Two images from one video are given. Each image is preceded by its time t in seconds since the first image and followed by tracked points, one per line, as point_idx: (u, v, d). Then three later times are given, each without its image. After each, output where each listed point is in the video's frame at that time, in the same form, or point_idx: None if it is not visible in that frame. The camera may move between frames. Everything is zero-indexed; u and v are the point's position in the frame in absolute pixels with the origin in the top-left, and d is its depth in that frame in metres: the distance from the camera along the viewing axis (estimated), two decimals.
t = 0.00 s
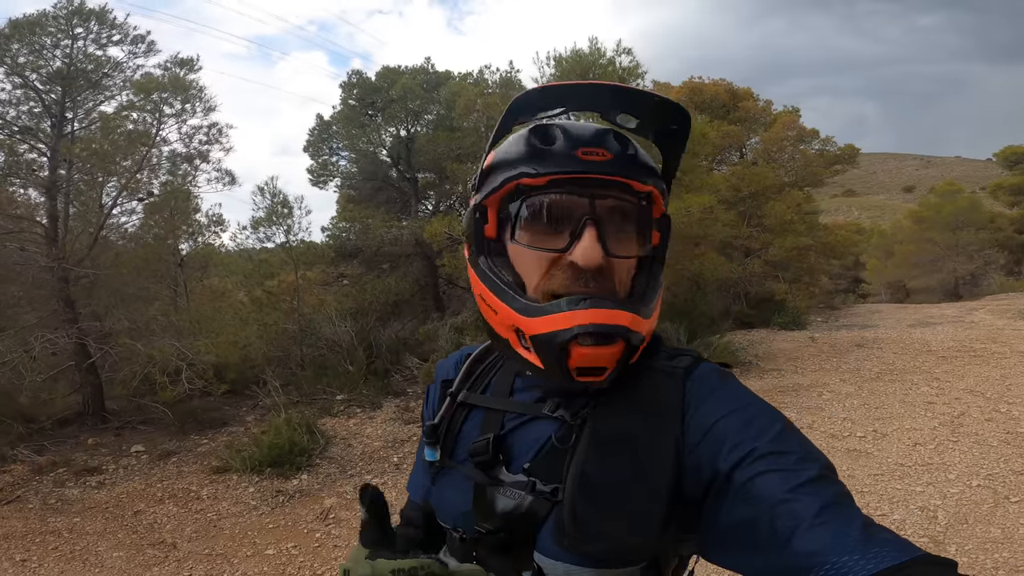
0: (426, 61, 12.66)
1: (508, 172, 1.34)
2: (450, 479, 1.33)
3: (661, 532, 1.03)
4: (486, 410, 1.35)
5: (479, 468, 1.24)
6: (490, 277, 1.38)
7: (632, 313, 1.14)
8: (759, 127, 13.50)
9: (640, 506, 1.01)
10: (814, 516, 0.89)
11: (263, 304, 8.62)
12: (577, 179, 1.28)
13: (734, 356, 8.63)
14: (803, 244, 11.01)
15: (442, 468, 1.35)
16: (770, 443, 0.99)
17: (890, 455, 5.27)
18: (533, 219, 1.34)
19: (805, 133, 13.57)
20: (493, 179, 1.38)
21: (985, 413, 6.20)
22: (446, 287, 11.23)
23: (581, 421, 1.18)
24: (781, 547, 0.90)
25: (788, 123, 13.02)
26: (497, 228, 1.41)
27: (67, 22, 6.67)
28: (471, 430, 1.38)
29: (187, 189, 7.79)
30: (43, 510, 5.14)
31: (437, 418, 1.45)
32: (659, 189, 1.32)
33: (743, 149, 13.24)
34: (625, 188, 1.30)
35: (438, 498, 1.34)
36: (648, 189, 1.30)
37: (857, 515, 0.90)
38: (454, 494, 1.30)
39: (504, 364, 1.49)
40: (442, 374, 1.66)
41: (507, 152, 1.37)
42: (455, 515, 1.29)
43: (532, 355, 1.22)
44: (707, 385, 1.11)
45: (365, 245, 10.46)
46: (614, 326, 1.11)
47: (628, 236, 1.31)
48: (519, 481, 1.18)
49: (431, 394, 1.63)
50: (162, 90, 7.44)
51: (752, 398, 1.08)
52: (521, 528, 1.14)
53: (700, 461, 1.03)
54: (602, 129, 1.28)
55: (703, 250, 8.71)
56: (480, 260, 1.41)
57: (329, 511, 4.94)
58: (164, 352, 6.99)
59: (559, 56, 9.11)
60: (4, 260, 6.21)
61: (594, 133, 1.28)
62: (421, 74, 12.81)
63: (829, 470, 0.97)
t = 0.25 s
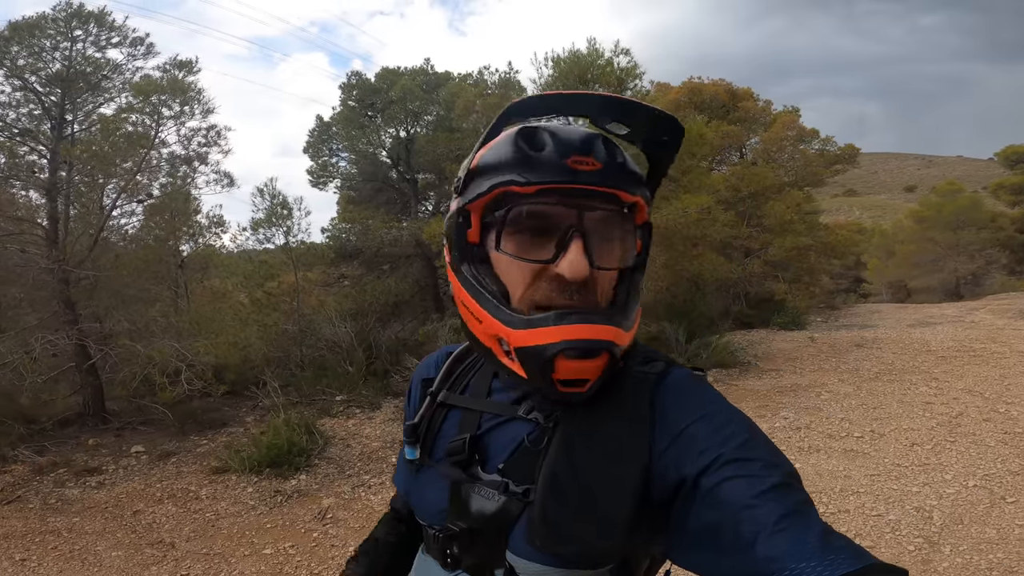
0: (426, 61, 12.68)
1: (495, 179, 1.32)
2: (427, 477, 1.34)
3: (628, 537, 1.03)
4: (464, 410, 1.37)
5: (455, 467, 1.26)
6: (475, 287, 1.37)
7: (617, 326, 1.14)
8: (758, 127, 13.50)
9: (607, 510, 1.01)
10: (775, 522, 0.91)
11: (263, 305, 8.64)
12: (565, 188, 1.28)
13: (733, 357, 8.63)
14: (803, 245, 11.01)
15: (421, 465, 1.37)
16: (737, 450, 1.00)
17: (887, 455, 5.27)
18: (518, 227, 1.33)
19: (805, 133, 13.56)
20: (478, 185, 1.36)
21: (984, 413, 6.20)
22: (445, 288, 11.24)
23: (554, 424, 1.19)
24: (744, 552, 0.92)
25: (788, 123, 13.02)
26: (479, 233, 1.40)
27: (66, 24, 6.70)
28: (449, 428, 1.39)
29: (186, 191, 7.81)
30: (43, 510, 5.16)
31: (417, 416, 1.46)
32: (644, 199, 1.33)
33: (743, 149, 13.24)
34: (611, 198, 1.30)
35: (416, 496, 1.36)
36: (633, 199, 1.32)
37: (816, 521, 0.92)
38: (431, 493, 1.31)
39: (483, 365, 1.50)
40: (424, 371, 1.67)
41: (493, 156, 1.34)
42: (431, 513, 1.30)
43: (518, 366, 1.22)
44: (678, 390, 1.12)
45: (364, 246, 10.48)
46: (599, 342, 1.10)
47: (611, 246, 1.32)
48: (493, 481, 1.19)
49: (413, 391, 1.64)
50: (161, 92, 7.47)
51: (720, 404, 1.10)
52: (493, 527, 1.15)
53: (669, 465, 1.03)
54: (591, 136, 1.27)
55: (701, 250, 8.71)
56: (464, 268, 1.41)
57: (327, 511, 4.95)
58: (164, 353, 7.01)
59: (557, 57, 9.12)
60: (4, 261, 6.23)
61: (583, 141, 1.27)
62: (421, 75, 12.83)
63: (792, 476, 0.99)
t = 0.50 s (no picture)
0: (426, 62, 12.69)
1: (479, 184, 1.33)
2: (426, 475, 1.35)
3: (623, 532, 1.04)
4: (461, 407, 1.37)
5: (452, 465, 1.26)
6: (462, 287, 1.38)
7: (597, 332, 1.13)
8: (758, 127, 13.50)
9: (598, 507, 1.02)
10: (769, 517, 0.91)
11: (264, 305, 8.65)
12: (549, 192, 1.28)
13: (733, 357, 8.63)
14: (803, 244, 11.00)
15: (419, 463, 1.37)
16: (731, 445, 1.01)
17: (887, 455, 5.27)
18: (504, 232, 1.35)
19: (805, 133, 13.55)
20: (464, 189, 1.37)
21: (983, 413, 6.20)
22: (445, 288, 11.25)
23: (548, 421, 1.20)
24: (738, 547, 0.91)
25: (788, 124, 13.02)
26: (468, 235, 1.42)
27: (67, 25, 6.71)
28: (447, 426, 1.39)
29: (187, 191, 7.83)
30: (44, 510, 5.17)
31: (416, 413, 1.46)
32: (633, 200, 1.32)
33: (743, 149, 13.24)
34: (597, 201, 1.30)
35: (415, 492, 1.37)
36: (622, 201, 1.31)
37: (810, 516, 0.92)
38: (429, 490, 1.32)
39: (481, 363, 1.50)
40: (423, 369, 1.68)
41: (478, 158, 1.35)
42: (430, 510, 1.31)
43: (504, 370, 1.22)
44: (672, 385, 1.13)
45: (365, 246, 10.49)
46: (578, 348, 1.10)
47: (598, 250, 1.32)
48: (490, 479, 1.20)
49: (412, 389, 1.64)
50: (162, 93, 7.48)
51: (714, 400, 1.10)
52: (490, 524, 1.15)
53: (663, 460, 1.04)
54: (574, 139, 1.28)
55: (701, 250, 8.71)
56: (451, 271, 1.42)
57: (327, 511, 4.96)
58: (164, 353, 7.01)
59: (557, 57, 9.11)
60: (4, 262, 6.24)
61: (567, 144, 1.27)
62: (421, 75, 12.85)
63: (787, 471, 0.98)
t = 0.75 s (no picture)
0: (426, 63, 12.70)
1: (480, 186, 1.35)
2: (439, 479, 1.35)
3: (637, 536, 1.04)
4: (474, 411, 1.37)
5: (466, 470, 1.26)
6: (464, 289, 1.40)
7: (579, 341, 1.15)
8: (759, 127, 13.51)
9: (612, 512, 1.02)
10: (782, 520, 0.91)
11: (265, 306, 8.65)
12: (547, 198, 1.29)
13: (734, 357, 8.63)
14: (804, 245, 11.01)
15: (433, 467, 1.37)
16: (744, 449, 1.00)
17: (890, 455, 5.27)
18: (504, 234, 1.36)
19: (806, 133, 13.57)
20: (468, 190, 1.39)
21: (986, 413, 6.20)
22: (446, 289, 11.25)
23: (562, 427, 1.19)
24: (751, 551, 0.92)
25: (788, 124, 13.02)
26: (477, 237, 1.42)
27: (68, 26, 6.71)
28: (461, 430, 1.39)
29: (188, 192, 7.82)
30: (46, 511, 5.17)
31: (428, 417, 1.46)
32: (638, 207, 1.30)
33: (744, 149, 13.24)
34: (598, 207, 1.29)
35: (428, 496, 1.36)
36: (625, 209, 1.29)
37: (825, 519, 0.92)
38: (443, 495, 1.32)
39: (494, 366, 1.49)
40: (435, 373, 1.67)
41: (483, 162, 1.36)
42: (444, 515, 1.30)
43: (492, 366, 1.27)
44: (685, 388, 1.12)
45: (366, 247, 10.49)
46: (559, 355, 1.14)
47: (598, 257, 1.31)
48: (504, 484, 1.19)
49: (424, 394, 1.64)
50: (163, 94, 7.48)
51: (727, 404, 1.10)
52: (505, 530, 1.15)
53: (677, 464, 1.04)
54: (575, 144, 1.27)
55: (702, 251, 8.71)
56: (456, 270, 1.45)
57: (330, 512, 4.95)
58: (166, 354, 7.01)
59: (558, 58, 9.10)
60: (6, 263, 6.23)
61: (568, 149, 1.26)
62: (421, 76, 12.85)
63: (800, 474, 0.98)
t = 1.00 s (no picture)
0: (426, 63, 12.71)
1: (478, 183, 1.35)
2: (443, 482, 1.34)
3: (646, 538, 1.03)
4: (479, 414, 1.36)
5: (472, 471, 1.25)
6: (464, 287, 1.41)
7: (577, 338, 1.15)
8: (758, 128, 13.53)
9: (621, 515, 1.02)
10: (799, 522, 0.90)
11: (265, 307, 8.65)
12: (546, 193, 1.29)
13: (735, 358, 8.63)
14: (804, 246, 11.02)
15: (436, 469, 1.36)
16: (758, 450, 0.99)
17: (891, 456, 5.27)
18: (504, 232, 1.36)
19: (805, 134, 13.58)
20: (467, 187, 1.39)
21: (986, 414, 6.20)
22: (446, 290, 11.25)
23: (568, 429, 1.19)
24: (767, 553, 0.90)
25: (788, 125, 13.03)
26: (477, 235, 1.41)
27: (68, 25, 6.70)
28: (465, 432, 1.39)
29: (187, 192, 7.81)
30: (46, 513, 5.15)
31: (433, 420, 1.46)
32: (639, 202, 1.29)
33: (743, 150, 13.26)
34: (598, 203, 1.29)
35: (431, 499, 1.35)
36: (626, 203, 1.28)
37: (842, 520, 0.90)
38: (446, 497, 1.31)
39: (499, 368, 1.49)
40: (439, 375, 1.67)
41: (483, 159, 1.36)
42: (448, 518, 1.29)
43: (489, 363, 1.27)
44: (694, 389, 1.12)
45: (365, 247, 10.50)
46: (556, 352, 1.15)
47: (598, 252, 1.30)
48: (511, 486, 1.19)
49: (428, 397, 1.64)
50: (163, 94, 7.47)
51: (740, 404, 1.09)
52: (511, 532, 1.14)
53: (687, 466, 1.03)
54: (574, 138, 1.26)
55: (702, 252, 8.72)
56: (457, 267, 1.45)
57: (331, 513, 4.94)
58: (165, 355, 6.98)
59: (559, 58, 9.09)
60: (5, 264, 6.21)
61: (566, 143, 1.26)
62: (421, 77, 12.87)
63: (815, 475, 0.97)
